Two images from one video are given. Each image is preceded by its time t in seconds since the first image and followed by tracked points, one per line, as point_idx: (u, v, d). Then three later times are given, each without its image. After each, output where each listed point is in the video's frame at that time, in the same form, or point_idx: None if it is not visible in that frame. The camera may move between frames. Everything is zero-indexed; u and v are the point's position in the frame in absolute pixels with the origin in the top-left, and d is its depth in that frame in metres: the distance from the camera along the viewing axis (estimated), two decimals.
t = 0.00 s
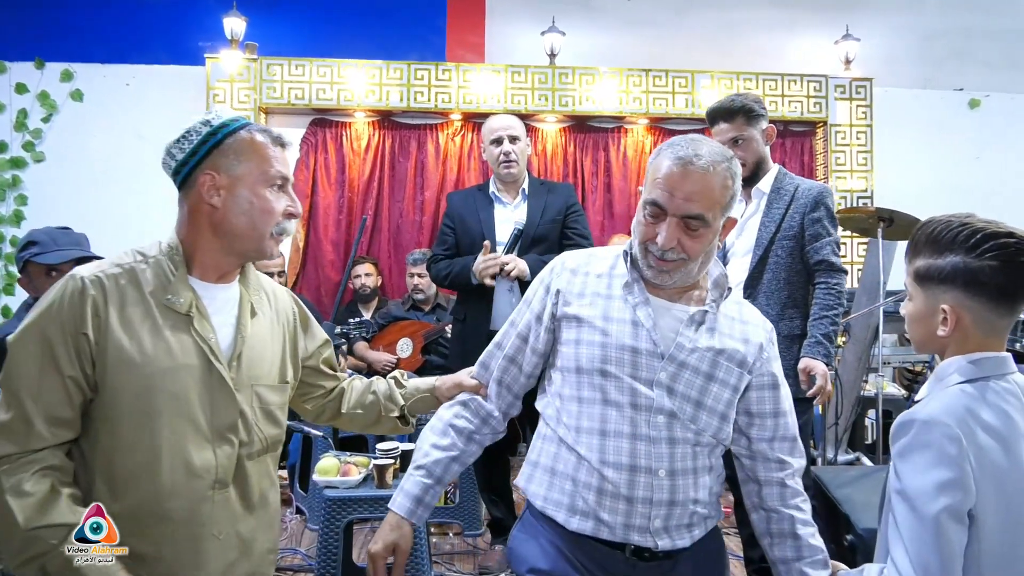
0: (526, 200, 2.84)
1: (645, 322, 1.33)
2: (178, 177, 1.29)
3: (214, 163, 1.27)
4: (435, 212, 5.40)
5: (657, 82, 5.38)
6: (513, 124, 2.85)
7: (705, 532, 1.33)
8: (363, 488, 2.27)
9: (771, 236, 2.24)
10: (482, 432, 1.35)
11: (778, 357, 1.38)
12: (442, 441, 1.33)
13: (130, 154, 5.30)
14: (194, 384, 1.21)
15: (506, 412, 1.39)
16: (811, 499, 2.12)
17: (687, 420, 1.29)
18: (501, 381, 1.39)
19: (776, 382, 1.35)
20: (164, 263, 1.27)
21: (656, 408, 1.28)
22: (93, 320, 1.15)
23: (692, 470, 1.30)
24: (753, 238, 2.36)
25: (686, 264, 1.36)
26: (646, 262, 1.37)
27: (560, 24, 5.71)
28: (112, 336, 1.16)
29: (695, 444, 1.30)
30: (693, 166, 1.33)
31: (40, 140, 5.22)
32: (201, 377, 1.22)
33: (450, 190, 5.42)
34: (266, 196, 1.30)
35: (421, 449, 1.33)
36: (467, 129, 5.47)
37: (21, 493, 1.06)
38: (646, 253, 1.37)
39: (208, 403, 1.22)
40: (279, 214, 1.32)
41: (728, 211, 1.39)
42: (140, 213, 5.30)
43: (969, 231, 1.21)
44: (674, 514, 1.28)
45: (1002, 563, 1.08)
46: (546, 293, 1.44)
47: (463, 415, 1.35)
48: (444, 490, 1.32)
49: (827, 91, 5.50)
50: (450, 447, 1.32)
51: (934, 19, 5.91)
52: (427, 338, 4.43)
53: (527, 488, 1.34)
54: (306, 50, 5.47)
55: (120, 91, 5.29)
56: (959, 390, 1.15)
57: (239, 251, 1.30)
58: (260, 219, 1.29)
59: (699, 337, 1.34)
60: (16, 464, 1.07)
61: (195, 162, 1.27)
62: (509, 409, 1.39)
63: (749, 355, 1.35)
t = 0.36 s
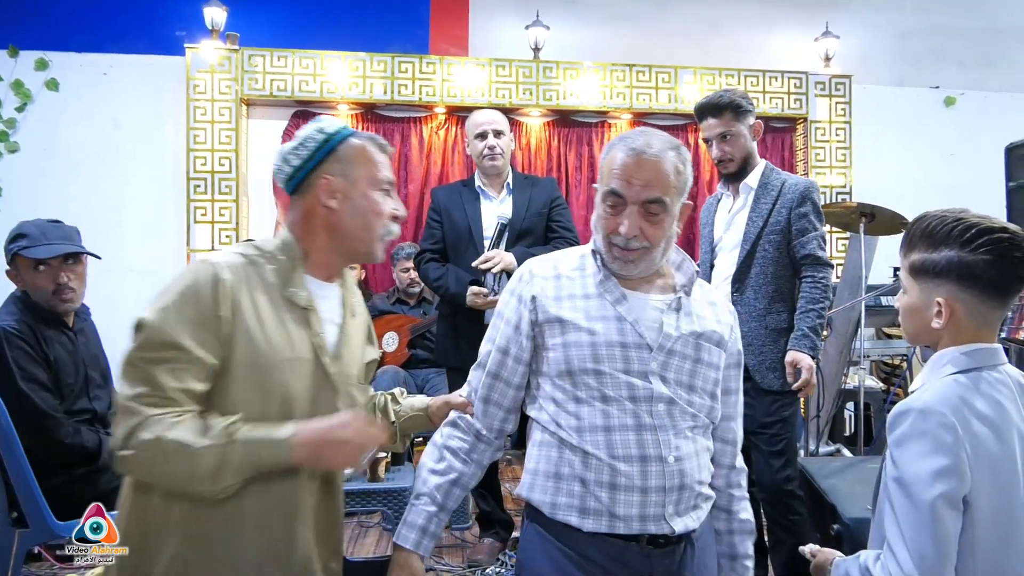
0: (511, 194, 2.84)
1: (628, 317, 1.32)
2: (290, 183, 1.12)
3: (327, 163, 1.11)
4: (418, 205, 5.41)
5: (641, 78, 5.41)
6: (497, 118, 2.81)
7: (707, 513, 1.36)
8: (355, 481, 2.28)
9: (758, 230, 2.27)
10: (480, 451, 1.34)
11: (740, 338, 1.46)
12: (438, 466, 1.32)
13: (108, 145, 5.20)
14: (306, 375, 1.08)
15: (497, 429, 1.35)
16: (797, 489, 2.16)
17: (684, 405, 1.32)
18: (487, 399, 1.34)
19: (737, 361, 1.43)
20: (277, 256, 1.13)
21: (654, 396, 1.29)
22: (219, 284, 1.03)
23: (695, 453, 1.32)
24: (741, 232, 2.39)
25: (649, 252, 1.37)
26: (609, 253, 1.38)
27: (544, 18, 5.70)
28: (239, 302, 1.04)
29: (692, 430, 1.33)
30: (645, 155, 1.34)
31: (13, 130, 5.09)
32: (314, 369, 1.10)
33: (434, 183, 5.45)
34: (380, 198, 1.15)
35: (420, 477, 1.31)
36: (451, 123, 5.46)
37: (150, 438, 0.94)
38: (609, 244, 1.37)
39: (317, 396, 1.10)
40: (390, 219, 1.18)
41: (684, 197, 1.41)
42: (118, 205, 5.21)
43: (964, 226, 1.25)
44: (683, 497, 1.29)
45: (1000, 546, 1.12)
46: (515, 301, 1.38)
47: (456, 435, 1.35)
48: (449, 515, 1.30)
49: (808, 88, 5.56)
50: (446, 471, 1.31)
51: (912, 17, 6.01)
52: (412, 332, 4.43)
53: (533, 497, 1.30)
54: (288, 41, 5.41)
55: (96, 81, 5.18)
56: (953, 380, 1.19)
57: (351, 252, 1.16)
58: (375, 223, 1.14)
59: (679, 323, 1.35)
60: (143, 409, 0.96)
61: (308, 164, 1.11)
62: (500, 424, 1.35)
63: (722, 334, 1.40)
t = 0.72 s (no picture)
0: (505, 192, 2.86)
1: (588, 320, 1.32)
2: (390, 196, 1.36)
3: (429, 179, 1.35)
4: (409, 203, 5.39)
5: (632, 77, 5.45)
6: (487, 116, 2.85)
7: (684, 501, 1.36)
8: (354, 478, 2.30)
9: (751, 229, 2.31)
10: (472, 472, 1.35)
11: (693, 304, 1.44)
12: (439, 497, 1.35)
13: (97, 143, 5.16)
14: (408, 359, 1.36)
15: (485, 450, 1.35)
16: (792, 484, 2.20)
17: (655, 401, 1.32)
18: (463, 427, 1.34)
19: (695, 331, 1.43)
20: (381, 260, 1.36)
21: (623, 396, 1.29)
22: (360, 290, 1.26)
23: (670, 448, 1.32)
24: (734, 230, 2.41)
25: (592, 260, 1.34)
26: (554, 271, 1.34)
27: (536, 17, 5.71)
28: (374, 301, 1.28)
29: (666, 425, 1.32)
30: (566, 168, 1.27)
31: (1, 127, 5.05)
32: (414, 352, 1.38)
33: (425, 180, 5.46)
34: (475, 209, 1.38)
35: (427, 512, 1.35)
36: (443, 121, 5.46)
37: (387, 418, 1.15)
38: (553, 263, 1.33)
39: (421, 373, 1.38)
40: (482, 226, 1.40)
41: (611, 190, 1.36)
42: (107, 203, 5.18)
43: (960, 224, 1.28)
44: (661, 491, 1.30)
45: (994, 537, 1.15)
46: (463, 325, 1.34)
47: (449, 464, 1.35)
48: (463, 539, 1.35)
49: (797, 87, 5.62)
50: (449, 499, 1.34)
51: (899, 18, 6.08)
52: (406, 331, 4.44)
53: (518, 507, 1.32)
54: (279, 38, 5.39)
55: (85, 78, 5.14)
56: (950, 374, 1.22)
57: (446, 258, 1.40)
58: (471, 231, 1.37)
59: (635, 318, 1.34)
60: (370, 394, 1.15)
61: (409, 179, 1.35)
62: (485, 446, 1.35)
63: (677, 316, 1.39)
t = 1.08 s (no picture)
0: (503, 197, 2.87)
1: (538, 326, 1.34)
2: (385, 198, 1.40)
3: (424, 182, 1.37)
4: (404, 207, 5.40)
5: (626, 82, 5.48)
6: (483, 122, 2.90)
7: (645, 512, 1.34)
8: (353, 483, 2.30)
9: (747, 233, 2.33)
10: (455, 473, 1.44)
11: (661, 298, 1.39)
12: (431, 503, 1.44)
13: (91, 148, 5.16)
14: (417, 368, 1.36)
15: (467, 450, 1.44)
16: (790, 486, 2.21)
17: (605, 408, 1.31)
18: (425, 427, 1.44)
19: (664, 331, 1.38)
20: (384, 266, 1.37)
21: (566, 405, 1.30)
22: (366, 302, 1.26)
23: (620, 456, 1.30)
24: (730, 234, 2.44)
25: (558, 268, 1.34)
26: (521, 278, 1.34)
27: (531, 22, 5.74)
28: (381, 312, 1.28)
29: (619, 432, 1.32)
30: (524, 183, 1.25)
31: None
32: (422, 360, 1.38)
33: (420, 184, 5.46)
34: (470, 210, 1.39)
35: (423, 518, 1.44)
36: (439, 126, 5.48)
37: (390, 436, 1.14)
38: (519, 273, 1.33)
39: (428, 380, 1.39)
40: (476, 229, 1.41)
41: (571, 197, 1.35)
42: (103, 208, 5.17)
43: (957, 228, 1.30)
44: (609, 502, 1.28)
45: (993, 536, 1.17)
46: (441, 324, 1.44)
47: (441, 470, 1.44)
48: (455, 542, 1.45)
49: (790, 92, 5.67)
50: (441, 504, 1.43)
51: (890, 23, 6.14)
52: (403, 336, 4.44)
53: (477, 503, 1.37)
54: (274, 44, 5.40)
55: (80, 83, 5.14)
56: (949, 375, 1.24)
57: (441, 260, 1.41)
58: (462, 235, 1.39)
59: (587, 322, 1.34)
60: (373, 409, 1.15)
61: (405, 182, 1.37)
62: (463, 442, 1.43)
63: (637, 317, 1.36)
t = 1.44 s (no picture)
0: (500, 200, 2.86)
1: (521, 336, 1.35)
2: (373, 202, 1.43)
3: (410, 184, 1.40)
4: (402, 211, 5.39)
5: (622, 86, 5.51)
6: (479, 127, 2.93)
7: (622, 527, 1.34)
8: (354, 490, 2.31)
9: (744, 236, 2.34)
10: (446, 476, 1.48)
11: (648, 305, 1.38)
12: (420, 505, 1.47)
13: (88, 153, 5.16)
14: (406, 369, 1.38)
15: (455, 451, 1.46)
16: (788, 487, 2.23)
17: (585, 420, 1.32)
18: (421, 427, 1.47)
19: (650, 339, 1.37)
20: (375, 270, 1.39)
21: (543, 417, 1.31)
22: (357, 305, 1.27)
23: (597, 469, 1.30)
24: (727, 237, 2.45)
25: (538, 278, 1.33)
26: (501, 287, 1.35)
27: (527, 27, 5.76)
28: (372, 315, 1.30)
29: (598, 444, 1.32)
30: (497, 196, 1.25)
31: None
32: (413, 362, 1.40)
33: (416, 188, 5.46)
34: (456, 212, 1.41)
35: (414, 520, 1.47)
36: (436, 130, 5.49)
37: (379, 436, 1.15)
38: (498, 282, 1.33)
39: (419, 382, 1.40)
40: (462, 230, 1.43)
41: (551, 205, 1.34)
42: (100, 213, 5.17)
43: (956, 232, 1.32)
44: (583, 516, 1.29)
45: (991, 540, 1.19)
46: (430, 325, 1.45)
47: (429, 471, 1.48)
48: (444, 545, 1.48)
49: (785, 96, 5.71)
50: (431, 506, 1.47)
51: (885, 27, 6.18)
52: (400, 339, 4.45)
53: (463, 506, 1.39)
54: (271, 48, 5.41)
55: (77, 88, 5.14)
56: (951, 376, 1.26)
57: (429, 261, 1.44)
58: (449, 237, 1.41)
59: (570, 331, 1.34)
60: (362, 410, 1.16)
61: (392, 184, 1.40)
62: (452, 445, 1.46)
63: (623, 327, 1.35)
